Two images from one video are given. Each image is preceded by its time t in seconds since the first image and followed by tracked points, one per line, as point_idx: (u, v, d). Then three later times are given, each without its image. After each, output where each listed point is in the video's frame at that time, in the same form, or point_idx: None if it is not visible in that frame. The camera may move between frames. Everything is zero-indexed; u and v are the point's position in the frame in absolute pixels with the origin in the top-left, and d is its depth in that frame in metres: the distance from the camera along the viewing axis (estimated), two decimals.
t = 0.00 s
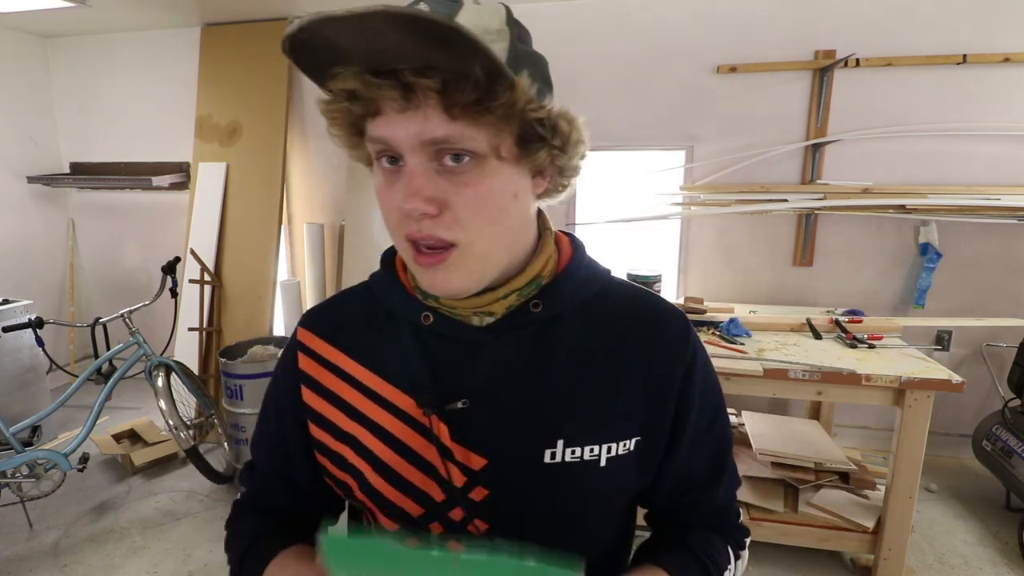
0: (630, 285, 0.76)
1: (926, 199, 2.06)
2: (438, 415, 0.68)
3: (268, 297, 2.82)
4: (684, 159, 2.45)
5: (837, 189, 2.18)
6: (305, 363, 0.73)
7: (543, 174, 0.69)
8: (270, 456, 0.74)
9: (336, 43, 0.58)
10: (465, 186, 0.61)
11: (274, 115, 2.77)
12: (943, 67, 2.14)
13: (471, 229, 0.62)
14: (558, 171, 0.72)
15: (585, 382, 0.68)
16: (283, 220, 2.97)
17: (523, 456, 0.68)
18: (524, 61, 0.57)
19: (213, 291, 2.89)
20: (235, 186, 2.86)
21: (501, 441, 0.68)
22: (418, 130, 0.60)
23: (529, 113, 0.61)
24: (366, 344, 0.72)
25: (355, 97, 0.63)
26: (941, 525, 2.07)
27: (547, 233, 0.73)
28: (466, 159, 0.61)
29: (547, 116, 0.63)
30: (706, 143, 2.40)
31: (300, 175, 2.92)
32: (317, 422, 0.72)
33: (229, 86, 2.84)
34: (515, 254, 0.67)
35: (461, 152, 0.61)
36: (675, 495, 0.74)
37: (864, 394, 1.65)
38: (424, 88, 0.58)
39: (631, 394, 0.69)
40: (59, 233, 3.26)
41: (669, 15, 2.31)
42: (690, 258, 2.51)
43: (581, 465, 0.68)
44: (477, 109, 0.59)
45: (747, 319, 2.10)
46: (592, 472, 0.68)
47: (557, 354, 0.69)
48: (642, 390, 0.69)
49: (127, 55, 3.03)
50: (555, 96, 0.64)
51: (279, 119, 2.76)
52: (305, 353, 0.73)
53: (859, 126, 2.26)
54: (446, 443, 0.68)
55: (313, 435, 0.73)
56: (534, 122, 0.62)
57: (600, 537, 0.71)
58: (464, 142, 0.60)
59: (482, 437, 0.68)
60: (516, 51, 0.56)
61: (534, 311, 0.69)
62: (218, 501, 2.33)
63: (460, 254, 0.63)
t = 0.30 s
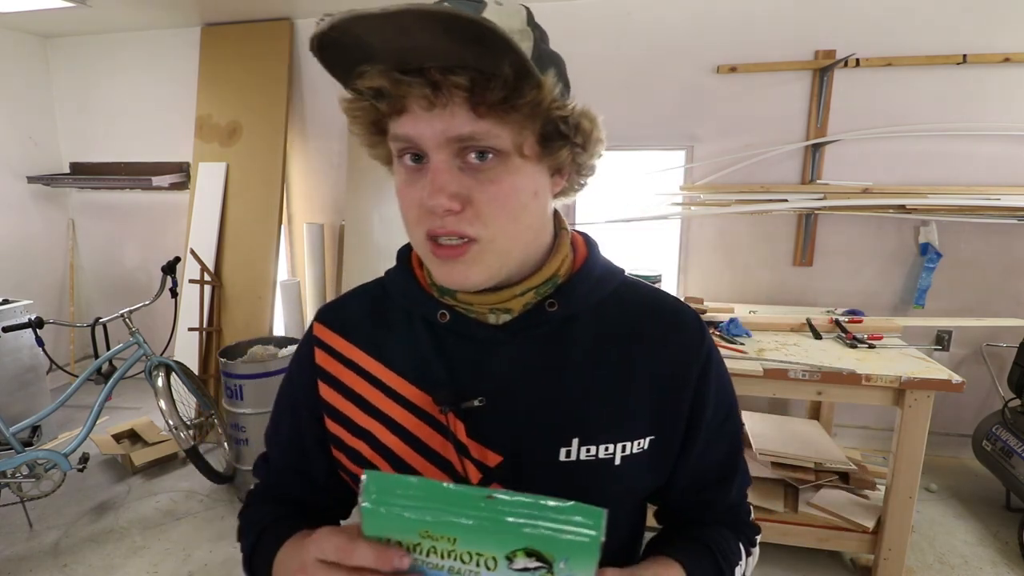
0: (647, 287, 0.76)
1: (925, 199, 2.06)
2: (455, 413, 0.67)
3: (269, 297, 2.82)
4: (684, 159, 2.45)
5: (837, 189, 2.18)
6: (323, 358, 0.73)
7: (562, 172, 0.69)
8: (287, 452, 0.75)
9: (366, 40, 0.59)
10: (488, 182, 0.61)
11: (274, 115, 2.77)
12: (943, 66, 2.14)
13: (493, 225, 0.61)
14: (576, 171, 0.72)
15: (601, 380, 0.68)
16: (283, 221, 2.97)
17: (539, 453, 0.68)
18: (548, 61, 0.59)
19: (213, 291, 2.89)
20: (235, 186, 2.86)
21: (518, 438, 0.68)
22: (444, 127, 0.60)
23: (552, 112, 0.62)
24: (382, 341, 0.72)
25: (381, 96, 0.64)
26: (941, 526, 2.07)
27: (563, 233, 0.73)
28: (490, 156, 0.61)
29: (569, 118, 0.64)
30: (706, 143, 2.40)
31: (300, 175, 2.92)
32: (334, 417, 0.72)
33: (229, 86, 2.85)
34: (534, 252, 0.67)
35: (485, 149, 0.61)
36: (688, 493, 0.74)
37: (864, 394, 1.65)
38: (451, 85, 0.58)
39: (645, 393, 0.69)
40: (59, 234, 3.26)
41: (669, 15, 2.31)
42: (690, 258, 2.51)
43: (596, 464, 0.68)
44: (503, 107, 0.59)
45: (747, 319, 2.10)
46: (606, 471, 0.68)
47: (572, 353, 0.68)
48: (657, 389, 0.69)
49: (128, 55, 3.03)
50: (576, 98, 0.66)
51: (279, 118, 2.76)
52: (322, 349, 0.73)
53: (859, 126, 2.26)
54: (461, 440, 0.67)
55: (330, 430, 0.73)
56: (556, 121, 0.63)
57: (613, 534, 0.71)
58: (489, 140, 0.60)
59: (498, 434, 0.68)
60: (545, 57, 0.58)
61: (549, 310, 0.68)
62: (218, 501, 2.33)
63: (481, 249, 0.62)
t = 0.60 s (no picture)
0: (671, 288, 0.75)
1: (925, 199, 2.06)
2: (482, 408, 0.68)
3: (269, 297, 2.82)
4: (684, 159, 2.45)
5: (837, 189, 2.18)
6: (354, 354, 0.73)
7: (580, 175, 0.68)
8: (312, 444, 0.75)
9: (385, 61, 0.58)
10: (509, 190, 0.61)
11: (274, 116, 2.77)
12: (943, 67, 2.14)
13: (515, 232, 0.61)
14: (594, 173, 0.71)
15: (624, 379, 0.68)
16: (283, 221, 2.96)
17: (561, 449, 0.68)
18: (562, 69, 0.57)
19: (213, 291, 2.89)
20: (235, 186, 2.86)
21: (542, 434, 0.68)
22: (464, 140, 0.59)
23: (568, 119, 0.61)
24: (409, 337, 0.72)
25: (403, 113, 0.63)
26: (941, 525, 2.07)
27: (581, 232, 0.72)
28: (509, 166, 0.61)
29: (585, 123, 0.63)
30: (706, 143, 2.40)
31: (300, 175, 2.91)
32: (363, 411, 0.73)
33: (229, 86, 2.85)
34: (555, 255, 0.66)
35: (505, 160, 0.60)
36: (704, 491, 0.74)
37: (864, 394, 1.65)
38: (469, 100, 0.58)
39: (666, 392, 0.69)
40: (59, 233, 3.26)
41: (669, 15, 2.31)
42: (690, 258, 2.50)
43: (617, 460, 0.68)
44: (520, 118, 0.59)
45: (747, 319, 2.10)
46: (627, 468, 0.68)
47: (596, 353, 0.69)
48: (678, 388, 0.69)
49: (128, 55, 3.03)
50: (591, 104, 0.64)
51: (279, 118, 2.76)
52: (352, 344, 0.73)
53: (859, 126, 2.26)
54: (487, 436, 0.67)
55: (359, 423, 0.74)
56: (573, 127, 0.62)
57: (631, 530, 0.71)
58: (508, 150, 0.60)
59: (522, 429, 0.68)
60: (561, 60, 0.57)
61: (572, 312, 0.69)
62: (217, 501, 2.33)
63: (504, 256, 0.62)
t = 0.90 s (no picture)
0: (681, 287, 0.75)
1: (925, 199, 2.06)
2: (506, 402, 0.69)
3: (269, 297, 2.82)
4: (684, 159, 2.45)
5: (837, 189, 2.18)
6: (379, 350, 0.73)
7: (605, 181, 0.70)
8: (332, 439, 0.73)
9: (440, 62, 0.57)
10: (548, 191, 0.61)
11: (274, 116, 2.77)
12: (943, 66, 2.14)
13: (551, 232, 0.62)
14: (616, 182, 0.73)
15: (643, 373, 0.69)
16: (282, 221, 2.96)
17: (582, 441, 0.68)
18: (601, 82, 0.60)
19: (213, 291, 2.89)
20: (235, 186, 2.86)
21: (564, 425, 0.68)
22: (509, 143, 0.59)
23: (604, 127, 0.63)
24: (434, 332, 0.73)
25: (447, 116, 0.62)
26: (942, 526, 2.07)
27: (601, 233, 0.73)
28: (549, 169, 0.61)
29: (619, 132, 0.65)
30: (706, 143, 2.40)
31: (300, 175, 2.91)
32: (388, 406, 0.72)
33: (229, 86, 2.85)
34: (581, 255, 0.67)
35: (546, 163, 0.60)
36: (719, 486, 0.73)
37: (864, 394, 1.65)
38: (519, 106, 0.58)
39: (683, 384, 0.69)
40: (59, 233, 3.26)
41: (669, 15, 2.31)
42: (690, 258, 2.50)
43: (637, 451, 0.68)
44: (565, 124, 0.60)
45: (747, 319, 2.10)
46: (646, 458, 0.68)
47: (615, 348, 0.69)
48: (693, 380, 0.70)
49: (128, 55, 3.03)
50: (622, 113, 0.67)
51: (279, 117, 2.76)
52: (377, 341, 0.73)
53: (859, 126, 2.26)
54: (511, 427, 0.68)
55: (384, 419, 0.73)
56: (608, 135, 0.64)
57: (650, 522, 0.71)
58: (550, 154, 0.60)
59: (546, 421, 0.68)
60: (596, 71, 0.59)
61: (590, 309, 0.69)
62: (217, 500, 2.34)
63: (539, 255, 0.63)
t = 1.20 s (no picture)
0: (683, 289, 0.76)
1: (925, 199, 2.06)
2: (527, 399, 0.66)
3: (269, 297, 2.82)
4: (684, 159, 2.45)
5: (837, 189, 2.18)
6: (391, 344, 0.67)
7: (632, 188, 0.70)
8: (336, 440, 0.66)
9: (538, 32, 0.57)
10: (596, 182, 0.60)
11: (274, 116, 2.77)
12: (943, 67, 2.14)
13: (593, 223, 0.60)
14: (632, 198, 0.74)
15: (658, 369, 0.68)
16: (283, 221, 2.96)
17: (601, 437, 0.66)
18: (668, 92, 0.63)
19: (213, 291, 2.89)
20: (236, 186, 2.86)
21: (585, 421, 0.66)
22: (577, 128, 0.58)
23: (657, 135, 0.64)
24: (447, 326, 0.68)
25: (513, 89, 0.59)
26: (941, 525, 2.07)
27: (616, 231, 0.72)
28: (599, 161, 0.60)
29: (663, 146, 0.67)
30: (706, 143, 2.40)
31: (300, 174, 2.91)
32: (404, 403, 0.67)
33: (229, 86, 2.85)
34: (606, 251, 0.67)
35: (598, 154, 0.60)
36: (721, 478, 0.74)
37: (864, 394, 1.65)
38: (599, 91, 0.58)
39: (696, 380, 0.69)
40: (59, 233, 3.26)
41: (669, 15, 2.31)
42: (690, 258, 2.50)
43: (653, 446, 0.68)
44: (631, 120, 0.61)
45: (748, 319, 2.10)
46: (661, 452, 0.68)
47: (631, 346, 0.68)
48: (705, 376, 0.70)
49: (127, 55, 3.03)
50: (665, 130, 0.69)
51: (279, 117, 2.76)
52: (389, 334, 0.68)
53: (859, 126, 2.26)
54: (534, 425, 0.65)
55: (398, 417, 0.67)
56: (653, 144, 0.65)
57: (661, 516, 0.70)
58: (608, 147, 0.60)
59: (568, 418, 0.66)
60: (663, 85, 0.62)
61: (606, 309, 0.68)
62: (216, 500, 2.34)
63: (580, 245, 0.61)
